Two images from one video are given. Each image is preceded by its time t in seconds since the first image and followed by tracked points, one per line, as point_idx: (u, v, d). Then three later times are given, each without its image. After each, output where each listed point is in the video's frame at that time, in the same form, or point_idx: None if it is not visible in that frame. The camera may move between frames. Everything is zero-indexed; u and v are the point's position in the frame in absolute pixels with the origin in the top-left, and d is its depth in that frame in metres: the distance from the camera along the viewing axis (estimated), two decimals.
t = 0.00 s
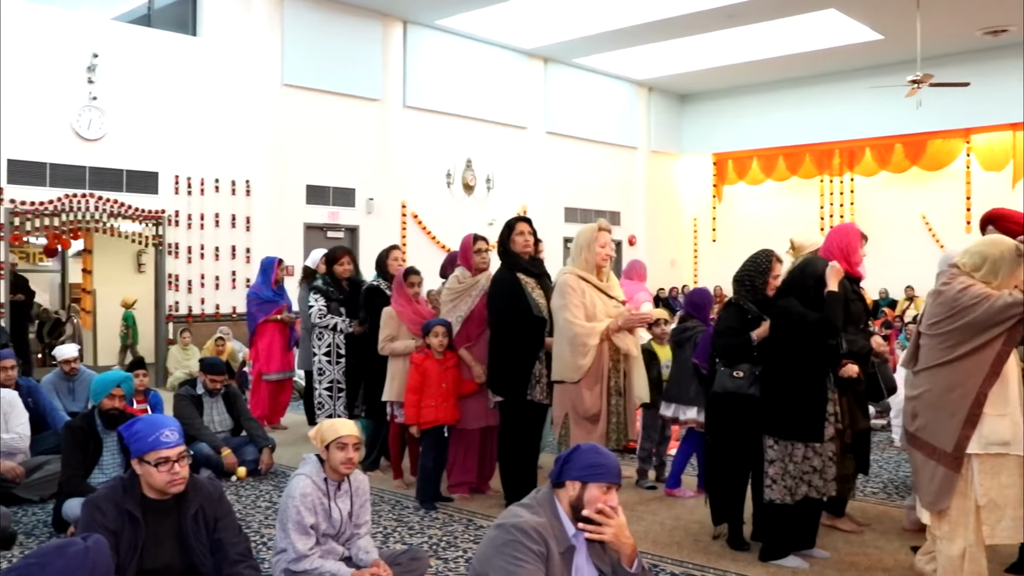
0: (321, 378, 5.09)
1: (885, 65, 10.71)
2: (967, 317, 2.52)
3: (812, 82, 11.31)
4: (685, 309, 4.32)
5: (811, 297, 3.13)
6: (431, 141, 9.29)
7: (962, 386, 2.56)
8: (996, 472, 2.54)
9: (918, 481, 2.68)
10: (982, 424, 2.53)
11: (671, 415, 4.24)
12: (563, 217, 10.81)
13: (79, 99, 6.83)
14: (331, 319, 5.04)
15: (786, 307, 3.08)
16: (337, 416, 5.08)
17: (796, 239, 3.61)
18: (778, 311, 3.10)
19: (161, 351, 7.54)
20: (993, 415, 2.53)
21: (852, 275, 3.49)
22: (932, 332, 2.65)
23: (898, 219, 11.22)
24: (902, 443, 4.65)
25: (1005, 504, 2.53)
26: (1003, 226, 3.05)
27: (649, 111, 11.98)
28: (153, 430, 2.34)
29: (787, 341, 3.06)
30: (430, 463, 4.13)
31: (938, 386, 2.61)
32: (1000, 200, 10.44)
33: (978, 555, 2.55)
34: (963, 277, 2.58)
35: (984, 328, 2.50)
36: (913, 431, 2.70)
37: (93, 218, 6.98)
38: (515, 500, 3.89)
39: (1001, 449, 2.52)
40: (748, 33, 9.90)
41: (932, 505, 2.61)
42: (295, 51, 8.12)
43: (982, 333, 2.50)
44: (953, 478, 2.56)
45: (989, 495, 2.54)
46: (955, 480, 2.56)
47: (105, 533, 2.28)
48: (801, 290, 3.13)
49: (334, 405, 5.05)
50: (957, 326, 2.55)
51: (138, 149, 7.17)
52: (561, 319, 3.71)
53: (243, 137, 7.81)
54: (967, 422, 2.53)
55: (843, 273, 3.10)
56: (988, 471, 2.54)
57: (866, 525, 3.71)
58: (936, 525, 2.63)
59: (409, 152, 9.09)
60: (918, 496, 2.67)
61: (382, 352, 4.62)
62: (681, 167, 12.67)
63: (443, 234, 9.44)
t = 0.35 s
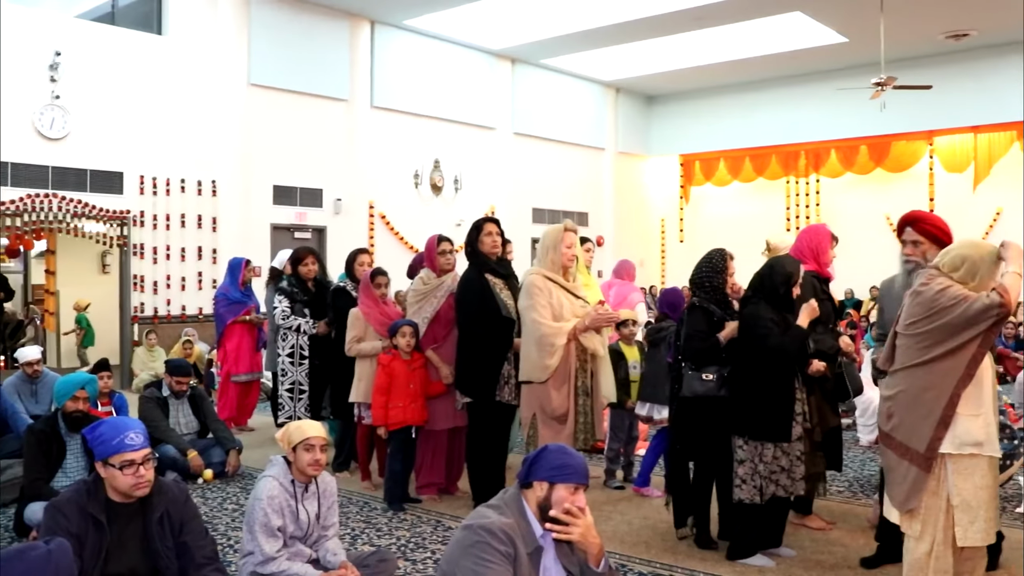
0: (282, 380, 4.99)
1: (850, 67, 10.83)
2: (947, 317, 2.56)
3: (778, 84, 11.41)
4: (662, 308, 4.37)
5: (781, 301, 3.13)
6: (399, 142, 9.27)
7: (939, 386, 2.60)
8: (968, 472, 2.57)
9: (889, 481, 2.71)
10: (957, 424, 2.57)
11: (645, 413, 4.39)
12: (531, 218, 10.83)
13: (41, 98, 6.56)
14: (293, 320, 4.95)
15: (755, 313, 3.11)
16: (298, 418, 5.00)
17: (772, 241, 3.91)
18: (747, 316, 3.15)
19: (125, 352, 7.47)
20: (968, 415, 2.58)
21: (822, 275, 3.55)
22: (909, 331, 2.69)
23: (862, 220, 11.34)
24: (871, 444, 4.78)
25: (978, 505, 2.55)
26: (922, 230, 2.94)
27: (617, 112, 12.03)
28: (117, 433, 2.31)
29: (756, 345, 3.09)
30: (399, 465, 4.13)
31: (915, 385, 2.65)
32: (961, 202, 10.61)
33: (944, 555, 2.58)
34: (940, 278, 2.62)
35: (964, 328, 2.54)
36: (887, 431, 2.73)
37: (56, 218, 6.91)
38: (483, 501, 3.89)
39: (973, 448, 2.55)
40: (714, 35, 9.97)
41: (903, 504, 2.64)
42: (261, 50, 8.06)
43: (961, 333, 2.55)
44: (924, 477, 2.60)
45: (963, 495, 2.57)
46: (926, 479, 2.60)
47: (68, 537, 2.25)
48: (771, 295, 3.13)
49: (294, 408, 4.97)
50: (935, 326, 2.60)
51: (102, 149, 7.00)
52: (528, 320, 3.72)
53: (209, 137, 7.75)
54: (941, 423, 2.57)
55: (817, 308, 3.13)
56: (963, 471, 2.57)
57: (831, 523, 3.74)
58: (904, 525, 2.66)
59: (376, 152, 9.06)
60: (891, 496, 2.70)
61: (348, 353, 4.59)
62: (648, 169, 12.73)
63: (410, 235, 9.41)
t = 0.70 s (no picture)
0: (259, 381, 4.98)
1: (830, 69, 10.89)
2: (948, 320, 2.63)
3: (760, 85, 11.46)
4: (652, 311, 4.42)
5: (763, 302, 3.14)
6: (381, 142, 9.25)
7: (938, 387, 2.69)
8: (971, 471, 2.66)
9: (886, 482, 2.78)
10: (960, 423, 2.66)
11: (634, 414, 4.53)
12: (513, 219, 10.83)
13: (20, 97, 6.67)
14: (269, 321, 4.91)
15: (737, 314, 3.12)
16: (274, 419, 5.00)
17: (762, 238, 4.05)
18: (731, 319, 3.16)
19: (106, 354, 7.42)
20: (971, 414, 2.67)
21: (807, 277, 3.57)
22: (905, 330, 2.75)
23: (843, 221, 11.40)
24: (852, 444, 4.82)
25: (982, 503, 2.63)
26: (869, 229, 3.06)
27: (599, 113, 12.05)
28: (98, 435, 2.30)
29: (738, 347, 3.10)
30: (380, 466, 4.13)
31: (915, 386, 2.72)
32: (941, 204, 10.68)
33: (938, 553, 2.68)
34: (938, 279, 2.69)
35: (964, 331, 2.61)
36: (885, 431, 2.80)
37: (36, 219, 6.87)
38: (466, 502, 3.88)
39: (976, 447, 2.65)
40: (697, 36, 10.01)
41: (902, 506, 2.72)
42: (243, 50, 8.03)
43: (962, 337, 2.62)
44: (924, 480, 2.69)
45: (966, 495, 2.65)
46: (926, 481, 2.68)
47: (48, 540, 2.24)
48: (754, 296, 3.14)
49: (271, 408, 4.97)
50: (934, 328, 2.67)
51: (83, 149, 7.05)
52: (511, 320, 3.71)
53: (191, 137, 7.71)
54: (941, 426, 2.66)
55: (790, 356, 3.13)
56: (965, 470, 2.66)
57: (812, 522, 3.77)
58: (902, 525, 2.75)
59: (358, 153, 9.04)
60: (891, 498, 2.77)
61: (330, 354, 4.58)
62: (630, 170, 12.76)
63: (392, 235, 9.38)
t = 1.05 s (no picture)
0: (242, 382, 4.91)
1: (817, 70, 10.93)
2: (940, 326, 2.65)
3: (747, 86, 11.49)
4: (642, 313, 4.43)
5: (751, 302, 3.16)
6: (369, 143, 9.24)
7: (930, 392, 2.71)
8: (955, 473, 2.72)
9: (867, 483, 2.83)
10: (946, 427, 2.72)
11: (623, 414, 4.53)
12: (501, 219, 10.83)
13: (5, 96, 6.64)
14: (252, 321, 4.92)
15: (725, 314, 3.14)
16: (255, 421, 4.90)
17: (749, 240, 4.04)
18: (719, 320, 3.17)
19: (93, 354, 7.39)
20: (958, 420, 2.73)
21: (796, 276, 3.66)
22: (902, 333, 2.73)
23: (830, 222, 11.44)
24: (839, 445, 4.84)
25: (960, 504, 2.71)
26: (839, 231, 2.99)
27: (587, 113, 12.06)
28: (84, 436, 2.29)
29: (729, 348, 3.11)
30: (368, 467, 4.12)
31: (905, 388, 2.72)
32: (928, 205, 10.72)
33: (919, 552, 2.75)
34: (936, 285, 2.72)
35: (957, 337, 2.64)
36: (872, 432, 2.78)
37: (21, 218, 6.84)
38: (453, 502, 3.87)
39: (958, 452, 2.71)
40: (684, 37, 10.03)
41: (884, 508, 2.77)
42: (231, 50, 8.01)
43: (951, 343, 2.64)
44: (907, 482, 2.72)
45: (946, 496, 2.72)
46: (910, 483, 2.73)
47: (31, 543, 2.22)
48: (743, 296, 3.16)
49: (253, 410, 4.86)
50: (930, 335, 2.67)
51: (69, 148, 7.03)
52: (498, 320, 3.71)
53: (178, 137, 7.69)
54: (927, 433, 2.71)
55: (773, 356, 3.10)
56: (950, 472, 2.72)
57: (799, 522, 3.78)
58: (886, 525, 2.79)
59: (346, 153, 9.02)
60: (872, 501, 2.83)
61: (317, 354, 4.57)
62: (618, 171, 12.77)
63: (380, 236, 9.37)
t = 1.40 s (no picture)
0: (217, 383, 4.97)
1: (793, 72, 10.99)
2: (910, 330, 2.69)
3: (725, 87, 11.53)
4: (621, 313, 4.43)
5: (728, 300, 3.21)
6: (347, 142, 9.22)
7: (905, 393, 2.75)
8: (928, 472, 2.74)
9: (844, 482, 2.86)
10: (919, 426, 2.75)
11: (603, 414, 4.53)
12: (480, 219, 10.83)
13: None
14: (226, 321, 4.95)
15: (706, 313, 3.19)
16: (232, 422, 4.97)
17: (725, 239, 3.98)
18: (700, 319, 3.20)
19: (67, 355, 7.32)
20: (931, 420, 2.75)
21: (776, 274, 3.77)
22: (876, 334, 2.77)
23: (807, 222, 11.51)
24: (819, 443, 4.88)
25: (930, 502, 2.73)
26: (796, 224, 2.96)
27: (565, 113, 12.08)
28: (58, 434, 2.28)
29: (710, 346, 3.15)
30: (346, 467, 4.12)
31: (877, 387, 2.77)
32: (903, 205, 10.81)
33: (894, 550, 2.77)
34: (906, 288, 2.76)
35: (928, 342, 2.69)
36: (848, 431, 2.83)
37: None
38: (432, 502, 3.87)
39: (930, 451, 2.73)
40: (662, 38, 10.07)
41: (857, 506, 2.80)
42: (209, 50, 7.96)
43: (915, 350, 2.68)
44: (879, 482, 2.76)
45: (919, 493, 2.74)
46: (883, 482, 2.76)
47: (4, 546, 2.21)
48: (719, 295, 3.21)
49: (228, 411, 4.94)
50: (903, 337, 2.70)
51: (42, 148, 6.96)
52: (477, 320, 3.71)
53: (154, 136, 7.64)
54: (899, 432, 2.74)
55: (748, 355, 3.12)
56: (923, 471, 2.74)
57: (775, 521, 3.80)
58: (861, 524, 2.82)
59: (323, 153, 8.98)
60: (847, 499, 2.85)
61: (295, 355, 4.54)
62: (596, 171, 12.80)
63: (358, 236, 9.35)
